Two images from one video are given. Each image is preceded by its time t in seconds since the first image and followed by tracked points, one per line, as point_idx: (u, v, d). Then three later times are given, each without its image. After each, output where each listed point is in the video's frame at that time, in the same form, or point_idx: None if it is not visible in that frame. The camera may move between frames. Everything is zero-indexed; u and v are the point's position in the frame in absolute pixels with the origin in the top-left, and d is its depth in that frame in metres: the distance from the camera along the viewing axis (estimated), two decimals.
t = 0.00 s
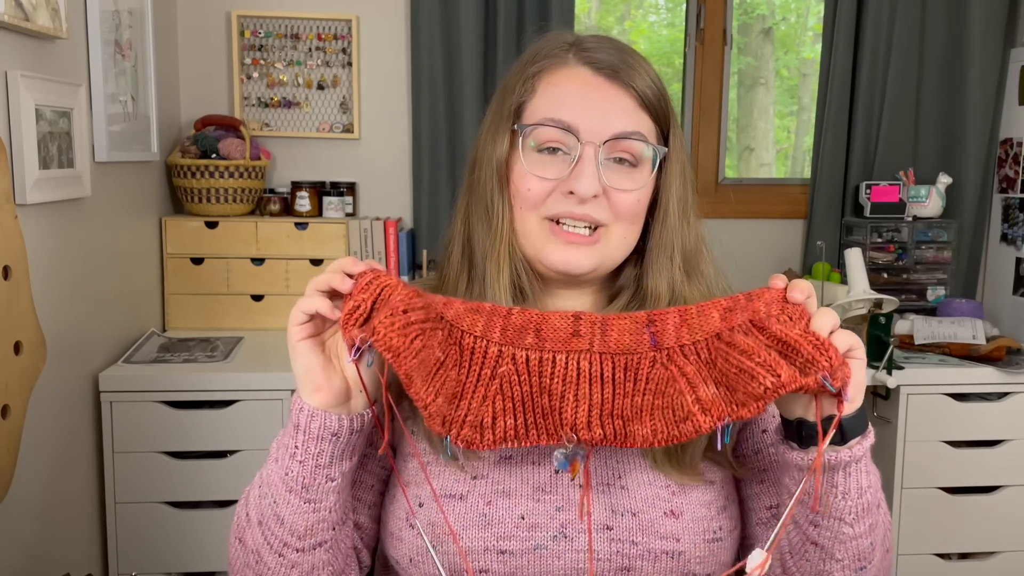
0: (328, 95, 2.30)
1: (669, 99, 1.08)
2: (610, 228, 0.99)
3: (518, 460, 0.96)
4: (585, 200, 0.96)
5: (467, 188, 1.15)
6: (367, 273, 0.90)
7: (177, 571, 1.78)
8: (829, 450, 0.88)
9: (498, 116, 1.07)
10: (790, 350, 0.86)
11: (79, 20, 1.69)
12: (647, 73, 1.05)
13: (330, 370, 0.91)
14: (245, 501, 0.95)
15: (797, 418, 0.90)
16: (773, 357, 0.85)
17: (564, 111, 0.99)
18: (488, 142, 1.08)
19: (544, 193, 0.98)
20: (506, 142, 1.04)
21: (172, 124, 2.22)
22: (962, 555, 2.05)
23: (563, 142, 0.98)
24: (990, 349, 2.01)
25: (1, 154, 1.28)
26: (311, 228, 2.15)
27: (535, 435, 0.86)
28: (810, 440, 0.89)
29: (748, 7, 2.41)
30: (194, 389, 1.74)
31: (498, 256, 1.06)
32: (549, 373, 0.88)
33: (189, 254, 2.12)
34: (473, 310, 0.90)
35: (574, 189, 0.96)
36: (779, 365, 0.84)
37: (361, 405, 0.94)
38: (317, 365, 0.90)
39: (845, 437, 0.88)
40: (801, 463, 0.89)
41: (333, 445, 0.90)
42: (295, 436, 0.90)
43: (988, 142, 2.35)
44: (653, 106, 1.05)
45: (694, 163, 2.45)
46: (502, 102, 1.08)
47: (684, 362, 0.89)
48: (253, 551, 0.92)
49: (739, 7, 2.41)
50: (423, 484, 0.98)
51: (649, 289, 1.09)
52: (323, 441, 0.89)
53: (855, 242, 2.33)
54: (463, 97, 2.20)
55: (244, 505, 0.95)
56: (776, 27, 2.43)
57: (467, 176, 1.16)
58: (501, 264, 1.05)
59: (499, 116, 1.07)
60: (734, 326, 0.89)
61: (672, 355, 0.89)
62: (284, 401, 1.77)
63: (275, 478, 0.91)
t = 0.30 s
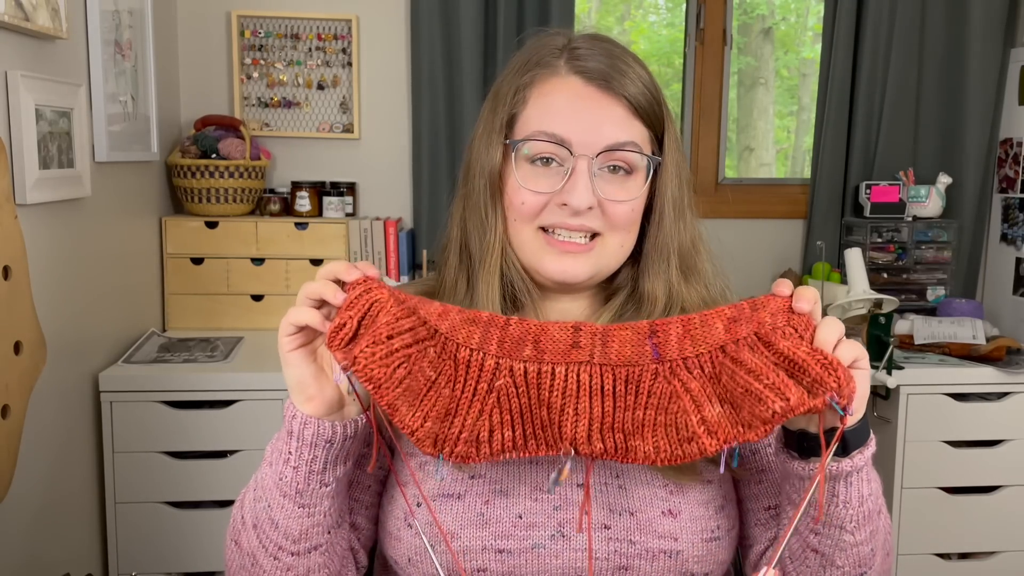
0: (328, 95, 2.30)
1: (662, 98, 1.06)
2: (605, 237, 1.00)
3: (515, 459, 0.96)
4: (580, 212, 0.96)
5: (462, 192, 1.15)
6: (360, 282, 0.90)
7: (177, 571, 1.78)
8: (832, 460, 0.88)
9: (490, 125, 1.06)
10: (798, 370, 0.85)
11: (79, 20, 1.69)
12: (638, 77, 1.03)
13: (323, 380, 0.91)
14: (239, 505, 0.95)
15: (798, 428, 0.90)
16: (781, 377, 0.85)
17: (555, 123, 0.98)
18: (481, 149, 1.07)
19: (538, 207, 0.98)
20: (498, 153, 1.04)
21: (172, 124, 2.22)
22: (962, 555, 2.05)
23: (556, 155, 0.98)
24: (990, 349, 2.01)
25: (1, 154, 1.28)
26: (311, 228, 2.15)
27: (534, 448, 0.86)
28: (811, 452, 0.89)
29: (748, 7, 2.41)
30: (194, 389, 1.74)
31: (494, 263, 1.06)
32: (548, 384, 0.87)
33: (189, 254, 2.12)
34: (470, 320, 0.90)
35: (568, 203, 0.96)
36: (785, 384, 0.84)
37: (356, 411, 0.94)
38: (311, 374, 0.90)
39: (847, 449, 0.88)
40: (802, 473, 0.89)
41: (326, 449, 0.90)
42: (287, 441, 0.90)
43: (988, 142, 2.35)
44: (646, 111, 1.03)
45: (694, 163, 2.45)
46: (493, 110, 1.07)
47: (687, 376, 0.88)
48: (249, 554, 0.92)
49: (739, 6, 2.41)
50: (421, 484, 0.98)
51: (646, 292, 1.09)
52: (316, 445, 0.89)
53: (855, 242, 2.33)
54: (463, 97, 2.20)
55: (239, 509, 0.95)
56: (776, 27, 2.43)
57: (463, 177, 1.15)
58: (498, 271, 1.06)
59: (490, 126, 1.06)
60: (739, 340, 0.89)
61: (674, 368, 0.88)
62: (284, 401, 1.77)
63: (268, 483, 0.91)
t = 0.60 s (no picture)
0: (328, 95, 2.30)
1: (658, 96, 1.06)
2: (604, 236, 1.00)
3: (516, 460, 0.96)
4: (579, 212, 0.96)
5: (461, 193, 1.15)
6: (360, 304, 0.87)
7: (177, 571, 1.78)
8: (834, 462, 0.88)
9: (487, 126, 1.06)
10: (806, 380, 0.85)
11: (79, 20, 1.69)
12: (634, 76, 1.03)
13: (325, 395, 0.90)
14: (238, 508, 0.95)
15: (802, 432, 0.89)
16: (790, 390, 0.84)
17: (552, 123, 0.98)
18: (479, 150, 1.07)
19: (537, 207, 0.98)
20: (495, 155, 1.04)
21: (172, 125, 2.22)
22: (962, 555, 2.04)
23: (554, 156, 0.98)
24: (990, 349, 2.01)
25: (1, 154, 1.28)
26: (311, 228, 2.15)
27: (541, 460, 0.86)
28: (814, 457, 0.89)
29: (748, 7, 2.41)
30: (194, 389, 1.74)
31: (495, 263, 1.06)
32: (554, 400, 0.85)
33: (189, 254, 2.12)
34: (472, 341, 0.85)
35: (567, 203, 0.96)
36: (794, 398, 0.84)
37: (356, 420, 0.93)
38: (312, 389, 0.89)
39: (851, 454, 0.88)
40: (806, 478, 0.89)
41: (327, 456, 0.89)
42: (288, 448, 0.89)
43: (988, 142, 2.35)
44: (643, 110, 1.03)
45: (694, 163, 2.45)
46: (489, 112, 1.07)
47: (693, 385, 0.87)
48: (248, 558, 0.92)
49: (739, 6, 2.41)
50: (422, 485, 0.98)
51: (644, 290, 1.09)
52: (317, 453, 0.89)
53: (855, 242, 2.32)
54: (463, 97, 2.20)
55: (237, 513, 0.95)
56: (776, 27, 2.43)
57: (460, 178, 1.15)
58: (499, 272, 1.06)
59: (486, 128, 1.06)
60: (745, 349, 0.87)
61: (680, 378, 0.87)
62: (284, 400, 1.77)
63: (268, 489, 0.91)
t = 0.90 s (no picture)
0: (328, 95, 2.30)
1: (642, 85, 1.07)
2: (603, 228, 0.99)
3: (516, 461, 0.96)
4: (575, 204, 0.96)
5: (455, 199, 1.13)
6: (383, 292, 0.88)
7: (177, 572, 1.78)
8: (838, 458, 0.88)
9: (475, 131, 1.06)
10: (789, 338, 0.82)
11: (79, 20, 1.69)
12: (617, 66, 1.04)
13: (341, 377, 0.91)
14: (241, 510, 0.95)
15: (802, 417, 0.89)
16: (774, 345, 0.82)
17: (541, 117, 0.98)
18: (469, 156, 1.06)
19: (535, 205, 0.97)
20: (487, 157, 1.04)
21: (172, 124, 2.22)
22: (962, 555, 2.04)
23: (546, 148, 0.98)
24: (990, 349, 2.01)
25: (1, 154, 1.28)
26: (311, 229, 2.15)
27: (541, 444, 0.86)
28: (815, 441, 0.87)
29: (748, 7, 2.41)
30: (194, 389, 1.74)
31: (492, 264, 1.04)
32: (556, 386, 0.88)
33: (189, 254, 2.12)
34: (482, 324, 0.91)
35: (564, 194, 0.96)
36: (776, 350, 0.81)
37: (363, 419, 0.92)
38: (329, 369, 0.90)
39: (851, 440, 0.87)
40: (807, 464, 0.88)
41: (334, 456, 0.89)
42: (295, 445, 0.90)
43: (988, 141, 2.35)
44: (627, 97, 1.04)
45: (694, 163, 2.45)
46: (475, 117, 1.07)
47: (689, 366, 0.88)
48: (249, 559, 0.92)
49: (739, 6, 2.41)
50: (422, 486, 0.97)
51: (640, 276, 1.07)
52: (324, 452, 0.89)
53: (855, 242, 2.32)
54: (463, 97, 2.20)
55: (240, 515, 0.95)
56: (776, 27, 2.44)
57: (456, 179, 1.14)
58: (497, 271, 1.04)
59: (474, 133, 1.06)
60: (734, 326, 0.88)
61: (676, 362, 0.89)
62: (284, 401, 1.77)
63: (273, 488, 0.91)
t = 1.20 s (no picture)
0: (328, 95, 2.30)
1: (631, 86, 1.03)
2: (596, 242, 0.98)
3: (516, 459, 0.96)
4: (567, 223, 0.94)
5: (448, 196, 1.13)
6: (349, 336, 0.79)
7: (177, 571, 1.78)
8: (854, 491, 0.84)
9: (464, 144, 1.04)
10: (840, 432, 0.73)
11: (79, 20, 1.69)
12: (603, 75, 1.00)
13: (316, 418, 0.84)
14: (237, 515, 0.95)
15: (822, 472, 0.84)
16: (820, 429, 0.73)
17: (529, 140, 0.95)
18: (459, 166, 1.05)
19: (529, 224, 0.96)
20: (477, 174, 1.02)
21: (172, 125, 2.22)
22: (962, 555, 2.04)
23: (535, 171, 0.95)
24: (990, 349, 2.01)
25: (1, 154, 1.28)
26: (312, 228, 2.15)
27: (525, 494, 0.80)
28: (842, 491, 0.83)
29: (748, 7, 2.41)
30: (194, 389, 1.74)
31: (483, 272, 1.05)
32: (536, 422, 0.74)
33: (189, 254, 2.12)
34: (472, 372, 0.76)
35: (554, 216, 0.94)
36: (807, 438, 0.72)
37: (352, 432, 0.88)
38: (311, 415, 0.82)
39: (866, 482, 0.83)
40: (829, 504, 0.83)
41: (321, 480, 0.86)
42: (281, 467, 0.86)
43: (988, 141, 2.35)
44: (617, 108, 1.00)
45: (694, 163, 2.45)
46: (463, 125, 1.05)
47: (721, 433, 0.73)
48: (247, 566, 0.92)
49: (740, 6, 2.41)
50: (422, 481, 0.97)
51: (635, 281, 1.07)
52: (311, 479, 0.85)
53: (855, 242, 2.33)
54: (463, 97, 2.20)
55: (236, 520, 0.94)
56: (776, 27, 2.44)
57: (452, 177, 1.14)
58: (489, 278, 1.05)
59: (464, 143, 1.04)
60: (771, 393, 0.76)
61: (705, 419, 0.74)
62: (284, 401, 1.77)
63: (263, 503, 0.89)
